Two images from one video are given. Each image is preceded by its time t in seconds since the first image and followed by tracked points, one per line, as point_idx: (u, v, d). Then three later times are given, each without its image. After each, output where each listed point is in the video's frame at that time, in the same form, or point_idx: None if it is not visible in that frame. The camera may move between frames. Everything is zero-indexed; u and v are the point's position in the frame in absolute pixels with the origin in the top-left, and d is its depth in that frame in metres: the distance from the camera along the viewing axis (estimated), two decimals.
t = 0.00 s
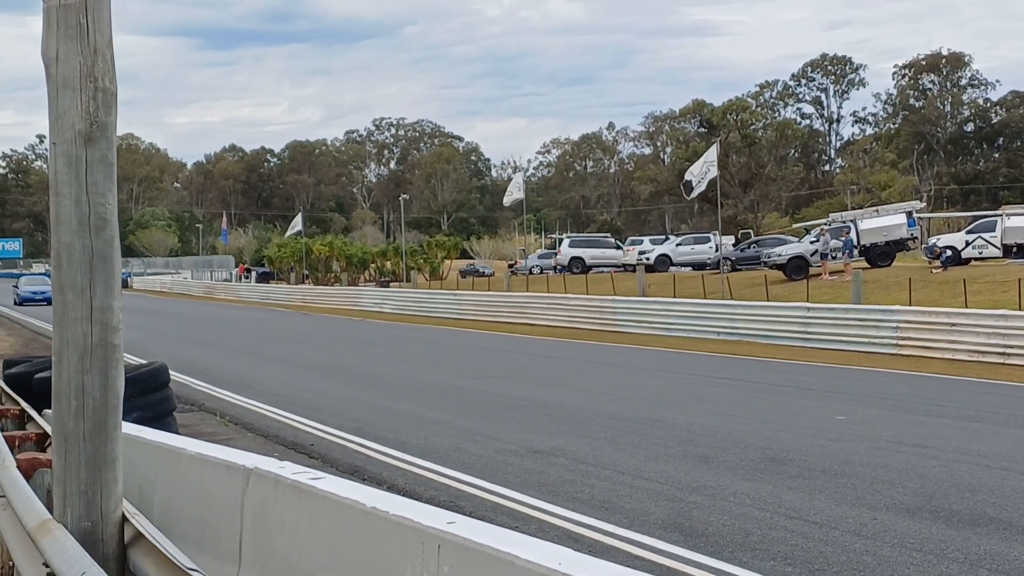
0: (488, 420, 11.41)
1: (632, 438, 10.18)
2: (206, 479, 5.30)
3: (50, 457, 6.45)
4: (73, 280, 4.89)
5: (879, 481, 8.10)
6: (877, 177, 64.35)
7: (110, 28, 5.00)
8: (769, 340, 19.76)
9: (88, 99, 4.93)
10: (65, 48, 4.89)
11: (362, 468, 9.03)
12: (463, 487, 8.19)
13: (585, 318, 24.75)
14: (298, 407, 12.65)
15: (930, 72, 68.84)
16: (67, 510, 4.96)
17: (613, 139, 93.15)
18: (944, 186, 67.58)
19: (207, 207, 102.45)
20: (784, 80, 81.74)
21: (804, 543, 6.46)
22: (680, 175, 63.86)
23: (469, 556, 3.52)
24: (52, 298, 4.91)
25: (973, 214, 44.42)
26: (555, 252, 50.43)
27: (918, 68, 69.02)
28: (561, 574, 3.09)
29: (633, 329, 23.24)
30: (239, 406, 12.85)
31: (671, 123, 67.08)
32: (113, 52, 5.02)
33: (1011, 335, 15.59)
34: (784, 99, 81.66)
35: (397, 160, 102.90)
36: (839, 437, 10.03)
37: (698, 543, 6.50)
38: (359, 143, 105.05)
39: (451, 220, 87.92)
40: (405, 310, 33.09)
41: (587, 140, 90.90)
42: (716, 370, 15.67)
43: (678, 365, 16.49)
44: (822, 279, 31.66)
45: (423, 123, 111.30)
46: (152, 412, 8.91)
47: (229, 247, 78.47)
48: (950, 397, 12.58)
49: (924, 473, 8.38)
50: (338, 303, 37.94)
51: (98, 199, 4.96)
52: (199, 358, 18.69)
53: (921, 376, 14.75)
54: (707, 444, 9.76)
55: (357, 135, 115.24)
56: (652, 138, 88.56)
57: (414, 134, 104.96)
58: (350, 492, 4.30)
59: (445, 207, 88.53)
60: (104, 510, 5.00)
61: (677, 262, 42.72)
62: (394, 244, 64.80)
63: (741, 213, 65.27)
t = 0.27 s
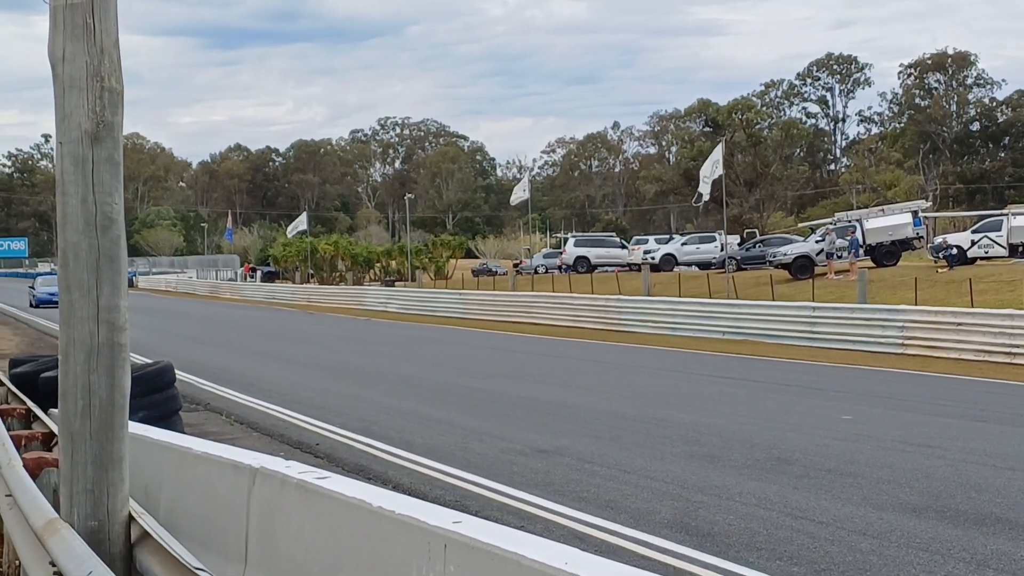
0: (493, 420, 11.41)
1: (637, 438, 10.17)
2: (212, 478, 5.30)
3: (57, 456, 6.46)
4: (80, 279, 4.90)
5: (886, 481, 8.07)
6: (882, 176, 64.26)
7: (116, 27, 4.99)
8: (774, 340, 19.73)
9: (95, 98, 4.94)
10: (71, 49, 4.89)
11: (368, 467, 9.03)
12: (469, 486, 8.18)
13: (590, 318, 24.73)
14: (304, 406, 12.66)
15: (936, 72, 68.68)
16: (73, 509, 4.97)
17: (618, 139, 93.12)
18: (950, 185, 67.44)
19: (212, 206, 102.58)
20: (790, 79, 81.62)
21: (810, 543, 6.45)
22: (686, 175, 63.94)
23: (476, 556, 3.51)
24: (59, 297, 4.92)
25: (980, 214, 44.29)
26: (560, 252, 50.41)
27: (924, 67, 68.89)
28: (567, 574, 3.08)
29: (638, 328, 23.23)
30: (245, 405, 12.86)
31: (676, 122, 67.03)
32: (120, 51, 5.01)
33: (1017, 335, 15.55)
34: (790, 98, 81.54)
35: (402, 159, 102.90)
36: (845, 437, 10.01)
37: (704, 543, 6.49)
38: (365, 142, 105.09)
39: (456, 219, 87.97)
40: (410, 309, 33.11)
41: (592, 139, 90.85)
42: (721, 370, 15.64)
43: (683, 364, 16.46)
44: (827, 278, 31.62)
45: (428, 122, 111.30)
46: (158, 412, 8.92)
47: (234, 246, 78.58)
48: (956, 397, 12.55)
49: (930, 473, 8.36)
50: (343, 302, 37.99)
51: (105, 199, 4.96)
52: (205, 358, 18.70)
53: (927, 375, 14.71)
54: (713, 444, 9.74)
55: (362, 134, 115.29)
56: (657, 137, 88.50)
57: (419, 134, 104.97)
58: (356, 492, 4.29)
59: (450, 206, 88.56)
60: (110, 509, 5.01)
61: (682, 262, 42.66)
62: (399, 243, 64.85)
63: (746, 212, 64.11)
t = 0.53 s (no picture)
0: (495, 419, 11.40)
1: (640, 437, 10.17)
2: (215, 478, 5.30)
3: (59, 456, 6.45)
4: (82, 279, 4.89)
5: (888, 481, 8.06)
6: (885, 176, 64.17)
7: (119, 28, 4.99)
8: (776, 340, 19.73)
9: (98, 99, 4.93)
10: (75, 49, 4.89)
11: (371, 467, 9.03)
12: (471, 486, 8.18)
13: (593, 317, 24.72)
14: (307, 406, 12.66)
15: (938, 71, 68.62)
16: (76, 509, 4.96)
17: (620, 139, 93.10)
18: (952, 185, 67.42)
19: (214, 206, 102.64)
20: (792, 79, 81.57)
21: (814, 542, 6.44)
22: (688, 175, 63.90)
23: (480, 556, 3.50)
24: (62, 298, 4.92)
25: (982, 214, 44.23)
26: (563, 252, 50.43)
27: (926, 67, 68.82)
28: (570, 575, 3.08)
29: (640, 328, 23.23)
30: (248, 405, 12.86)
31: (678, 122, 66.99)
32: (123, 51, 5.01)
33: (1019, 334, 15.53)
34: (792, 98, 81.51)
35: (404, 159, 102.90)
36: (848, 436, 10.01)
37: (706, 542, 6.49)
38: (367, 143, 105.13)
39: (458, 219, 87.97)
40: (413, 309, 33.11)
41: (594, 139, 90.80)
42: (724, 370, 15.63)
43: (686, 364, 16.45)
44: (830, 278, 31.62)
45: (430, 122, 111.34)
46: (160, 412, 8.92)
47: (236, 246, 78.65)
48: (958, 396, 12.54)
49: (933, 473, 8.34)
50: (346, 302, 37.97)
51: (107, 198, 4.96)
52: (208, 358, 18.70)
53: (930, 375, 14.69)
54: (715, 443, 9.75)
55: (364, 134, 115.34)
56: (659, 137, 88.53)
57: (422, 134, 104.99)
58: (359, 492, 4.29)
59: (453, 206, 88.56)
60: (113, 509, 5.01)
61: (685, 262, 42.63)
62: (401, 243, 64.83)
63: (749, 212, 65.28)
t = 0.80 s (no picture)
0: (497, 420, 11.39)
1: (641, 437, 10.16)
2: (217, 477, 5.29)
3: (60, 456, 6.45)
4: (83, 279, 4.88)
5: (890, 481, 8.04)
6: (886, 176, 64.08)
7: (120, 26, 4.98)
8: (778, 340, 19.70)
9: (99, 98, 4.92)
10: (76, 49, 4.88)
11: (372, 467, 9.02)
12: (473, 486, 8.16)
13: (595, 317, 24.69)
14: (309, 406, 12.66)
15: (940, 71, 68.54)
16: (77, 508, 4.96)
17: (622, 139, 93.08)
18: (954, 185, 67.40)
19: (216, 206, 102.75)
20: (794, 79, 81.53)
21: (815, 542, 6.42)
22: (690, 175, 63.63)
23: (481, 556, 3.49)
24: (63, 297, 4.91)
25: (984, 214, 44.18)
26: (564, 252, 50.47)
27: (928, 67, 68.74)
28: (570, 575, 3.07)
29: (641, 328, 23.22)
30: (249, 405, 12.86)
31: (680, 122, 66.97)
32: (124, 51, 5.00)
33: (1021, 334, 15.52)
34: (793, 98, 81.46)
35: (406, 159, 102.90)
36: (850, 436, 9.99)
37: (707, 542, 6.48)
38: (368, 142, 105.18)
39: (460, 219, 87.92)
40: (414, 309, 33.12)
41: (596, 139, 90.75)
42: (726, 370, 15.60)
43: (688, 364, 16.43)
44: (831, 278, 31.60)
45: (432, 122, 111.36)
46: (162, 412, 8.92)
47: (238, 246, 78.74)
48: (960, 396, 12.51)
49: (934, 472, 8.33)
50: (348, 302, 37.95)
51: (108, 198, 4.95)
52: (210, 358, 18.70)
53: (931, 375, 14.67)
54: (716, 444, 9.73)
55: (366, 135, 115.42)
56: (660, 137, 88.52)
57: (423, 134, 104.98)
58: (360, 491, 4.28)
59: (454, 206, 88.54)
60: (114, 509, 5.00)
61: (687, 261, 42.64)
62: (403, 243, 64.87)
63: (750, 212, 65.41)
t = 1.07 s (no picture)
0: (499, 420, 11.38)
1: (643, 438, 10.15)
2: (218, 477, 5.28)
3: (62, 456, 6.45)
4: (85, 279, 4.88)
5: (891, 481, 8.03)
6: (888, 175, 64.00)
7: (121, 27, 4.98)
8: (780, 340, 19.68)
9: (100, 98, 4.91)
10: (77, 49, 4.87)
11: (374, 467, 9.02)
12: (475, 487, 8.16)
13: (596, 317, 24.69)
14: (311, 406, 12.66)
15: (942, 71, 68.47)
16: (79, 508, 4.96)
17: (624, 139, 93.04)
18: (956, 185, 67.39)
19: (218, 206, 102.86)
20: (795, 79, 81.47)
21: (817, 542, 6.41)
22: (691, 175, 63.37)
23: (482, 556, 3.48)
24: (65, 297, 4.90)
25: (986, 214, 44.14)
26: (566, 251, 50.49)
27: (930, 66, 68.66)
28: None
29: (643, 328, 23.21)
30: (251, 405, 12.86)
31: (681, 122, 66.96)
32: (125, 51, 5.00)
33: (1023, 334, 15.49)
34: (795, 98, 81.41)
35: (408, 159, 102.88)
36: (851, 436, 9.98)
37: (709, 542, 6.47)
38: (370, 142, 105.22)
39: (462, 219, 87.81)
40: (416, 309, 33.11)
41: (597, 139, 90.70)
42: (728, 370, 15.58)
43: (690, 364, 16.41)
44: (833, 277, 31.57)
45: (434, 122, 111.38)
46: (163, 412, 8.92)
47: (240, 246, 78.82)
48: (962, 396, 12.49)
49: (936, 473, 8.31)
50: (349, 302, 37.98)
51: (110, 198, 4.94)
52: (211, 358, 18.70)
53: (932, 375, 14.66)
54: (718, 443, 9.72)
55: (368, 134, 115.45)
56: (662, 137, 88.52)
57: (425, 133, 104.96)
58: (361, 491, 4.27)
59: (456, 206, 88.52)
60: (116, 509, 5.00)
61: (688, 261, 42.63)
62: (405, 243, 64.91)
63: (752, 212, 65.38)
